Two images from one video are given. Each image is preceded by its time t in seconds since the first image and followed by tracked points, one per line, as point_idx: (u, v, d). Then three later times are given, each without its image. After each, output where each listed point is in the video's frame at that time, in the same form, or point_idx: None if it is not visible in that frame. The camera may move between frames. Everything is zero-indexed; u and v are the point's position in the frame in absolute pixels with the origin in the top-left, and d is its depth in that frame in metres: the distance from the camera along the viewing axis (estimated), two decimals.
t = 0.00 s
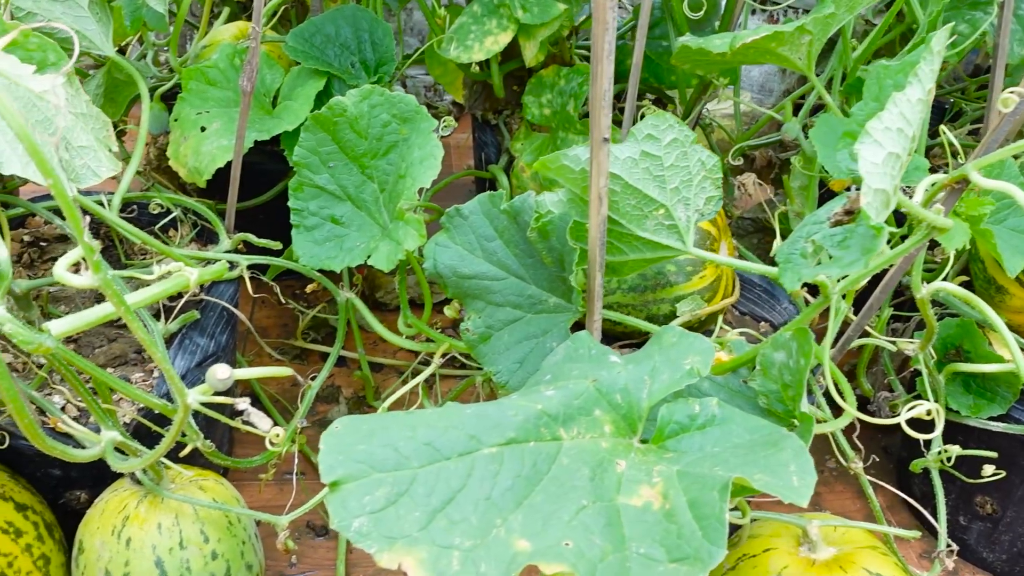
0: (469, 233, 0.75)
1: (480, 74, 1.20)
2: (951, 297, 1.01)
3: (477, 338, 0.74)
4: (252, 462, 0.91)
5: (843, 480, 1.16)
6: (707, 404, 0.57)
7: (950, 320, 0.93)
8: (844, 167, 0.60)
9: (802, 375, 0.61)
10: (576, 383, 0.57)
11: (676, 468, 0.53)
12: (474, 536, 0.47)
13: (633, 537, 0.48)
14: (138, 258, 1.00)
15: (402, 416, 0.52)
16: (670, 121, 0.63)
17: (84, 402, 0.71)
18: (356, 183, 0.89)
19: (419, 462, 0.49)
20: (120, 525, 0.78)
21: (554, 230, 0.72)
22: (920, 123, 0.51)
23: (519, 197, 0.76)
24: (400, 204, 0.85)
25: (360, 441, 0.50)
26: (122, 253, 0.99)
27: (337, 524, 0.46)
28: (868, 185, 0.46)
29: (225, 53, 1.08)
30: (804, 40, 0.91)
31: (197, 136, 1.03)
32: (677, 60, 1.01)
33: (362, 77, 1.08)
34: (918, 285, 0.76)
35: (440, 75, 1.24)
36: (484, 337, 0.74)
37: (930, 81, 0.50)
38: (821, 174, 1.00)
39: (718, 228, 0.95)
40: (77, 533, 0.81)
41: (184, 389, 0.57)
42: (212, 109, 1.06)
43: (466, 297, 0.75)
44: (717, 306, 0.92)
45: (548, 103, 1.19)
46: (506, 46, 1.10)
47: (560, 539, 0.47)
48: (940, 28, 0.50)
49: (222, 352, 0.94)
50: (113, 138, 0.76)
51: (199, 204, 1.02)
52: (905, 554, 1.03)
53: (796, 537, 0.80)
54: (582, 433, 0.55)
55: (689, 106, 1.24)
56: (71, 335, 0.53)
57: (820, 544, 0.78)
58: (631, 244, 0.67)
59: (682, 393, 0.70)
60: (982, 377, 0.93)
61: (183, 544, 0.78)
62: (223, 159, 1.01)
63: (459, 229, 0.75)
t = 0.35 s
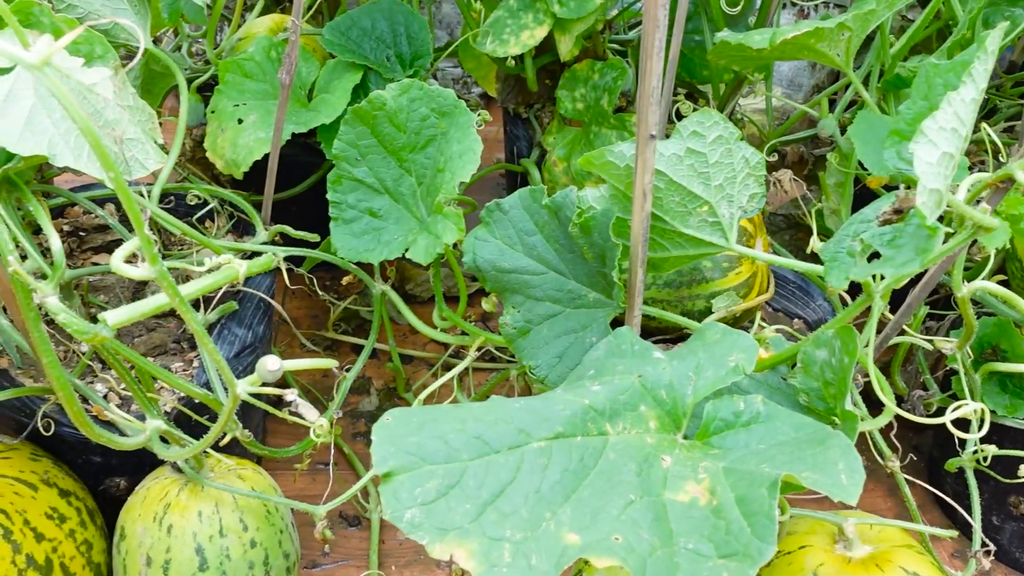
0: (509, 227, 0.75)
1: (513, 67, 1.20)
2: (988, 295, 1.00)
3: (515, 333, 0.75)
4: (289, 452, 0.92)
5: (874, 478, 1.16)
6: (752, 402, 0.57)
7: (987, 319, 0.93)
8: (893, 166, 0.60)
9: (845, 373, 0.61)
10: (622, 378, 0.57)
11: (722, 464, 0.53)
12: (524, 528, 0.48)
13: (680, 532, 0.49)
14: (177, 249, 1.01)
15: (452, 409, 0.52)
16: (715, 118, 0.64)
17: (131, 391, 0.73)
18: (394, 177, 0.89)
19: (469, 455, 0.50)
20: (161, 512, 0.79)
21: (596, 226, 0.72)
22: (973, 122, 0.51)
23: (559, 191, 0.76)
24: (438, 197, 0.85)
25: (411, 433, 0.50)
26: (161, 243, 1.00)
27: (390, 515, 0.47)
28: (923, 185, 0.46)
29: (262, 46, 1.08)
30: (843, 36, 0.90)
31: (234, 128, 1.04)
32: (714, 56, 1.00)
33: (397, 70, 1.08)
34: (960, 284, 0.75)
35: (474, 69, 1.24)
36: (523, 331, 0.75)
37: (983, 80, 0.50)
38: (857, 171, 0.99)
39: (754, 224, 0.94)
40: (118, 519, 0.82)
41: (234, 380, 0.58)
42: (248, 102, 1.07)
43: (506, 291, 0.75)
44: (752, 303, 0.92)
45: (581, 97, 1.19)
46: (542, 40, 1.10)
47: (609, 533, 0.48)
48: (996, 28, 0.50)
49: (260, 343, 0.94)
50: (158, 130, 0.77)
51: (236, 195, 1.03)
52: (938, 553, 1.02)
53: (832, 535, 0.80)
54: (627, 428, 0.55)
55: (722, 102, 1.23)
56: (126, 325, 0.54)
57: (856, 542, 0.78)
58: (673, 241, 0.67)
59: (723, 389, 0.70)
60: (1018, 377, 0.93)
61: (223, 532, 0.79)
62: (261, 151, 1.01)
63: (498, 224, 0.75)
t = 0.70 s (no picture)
0: (551, 221, 0.75)
1: (549, 58, 1.20)
2: None
3: (557, 326, 0.75)
4: (326, 442, 0.93)
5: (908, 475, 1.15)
6: (802, 400, 0.57)
7: None
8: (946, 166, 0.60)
9: (894, 373, 0.61)
10: (671, 375, 0.58)
11: (773, 462, 0.53)
12: (578, 524, 0.48)
13: (733, 530, 0.49)
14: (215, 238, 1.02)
15: (504, 404, 0.52)
16: (765, 114, 0.64)
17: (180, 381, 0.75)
18: (434, 169, 0.89)
19: (522, 451, 0.50)
20: (203, 500, 0.80)
21: (642, 222, 0.71)
22: None
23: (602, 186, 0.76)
24: (479, 190, 0.86)
25: (464, 428, 0.50)
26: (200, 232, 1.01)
27: (445, 509, 0.47)
28: (986, 186, 0.46)
29: (299, 36, 1.09)
30: (888, 30, 0.89)
31: (272, 118, 1.04)
32: (755, 49, 1.00)
33: (434, 61, 1.08)
34: (1007, 283, 0.74)
35: (509, 60, 1.23)
36: (564, 324, 0.75)
37: None
38: (897, 167, 0.99)
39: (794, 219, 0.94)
40: (160, 506, 0.83)
41: (286, 371, 0.58)
42: (286, 92, 1.07)
43: (548, 285, 0.75)
44: (791, 299, 0.92)
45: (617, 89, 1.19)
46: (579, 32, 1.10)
47: (663, 531, 0.48)
48: None
49: (298, 333, 0.95)
50: (204, 122, 0.77)
51: (274, 185, 1.04)
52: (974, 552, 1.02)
53: (871, 533, 0.80)
54: (677, 425, 0.55)
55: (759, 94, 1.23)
56: (182, 318, 0.55)
57: (896, 540, 0.78)
58: (719, 237, 0.67)
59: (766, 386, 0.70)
60: None
61: (264, 521, 0.79)
62: (299, 142, 1.02)
63: (541, 218, 0.75)
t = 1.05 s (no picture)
0: (597, 217, 0.75)
1: (590, 50, 1.19)
2: None
3: (602, 323, 0.74)
4: (367, 434, 0.93)
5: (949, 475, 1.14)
6: (859, 403, 0.56)
7: None
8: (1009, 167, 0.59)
9: (951, 377, 0.60)
10: (726, 376, 0.57)
11: (831, 467, 0.52)
12: (635, 527, 0.48)
13: (791, 535, 0.48)
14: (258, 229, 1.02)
15: (559, 404, 0.52)
16: (821, 111, 0.63)
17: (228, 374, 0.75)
18: (477, 162, 0.89)
19: (578, 452, 0.50)
20: (248, 491, 0.80)
21: (693, 219, 0.70)
22: None
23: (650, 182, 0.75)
24: (524, 184, 0.85)
25: (520, 428, 0.50)
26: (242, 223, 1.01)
27: (501, 509, 0.47)
28: None
29: (340, 27, 1.09)
30: (939, 24, 0.88)
31: (314, 110, 1.04)
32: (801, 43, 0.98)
33: (476, 53, 1.08)
34: None
35: (549, 51, 1.22)
36: (609, 321, 0.74)
37: None
38: (946, 164, 0.97)
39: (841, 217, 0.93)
40: (205, 496, 0.84)
41: (337, 367, 0.58)
42: (328, 83, 1.07)
43: (594, 281, 0.75)
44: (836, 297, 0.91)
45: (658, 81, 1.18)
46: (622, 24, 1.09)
47: (723, 535, 0.48)
48: None
49: (340, 325, 0.95)
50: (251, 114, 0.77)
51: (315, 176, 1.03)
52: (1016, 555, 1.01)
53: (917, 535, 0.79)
54: (732, 427, 0.54)
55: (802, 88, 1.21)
56: (236, 313, 0.55)
57: (943, 543, 0.77)
58: (771, 236, 0.66)
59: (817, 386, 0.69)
60: None
61: (308, 513, 0.80)
62: (341, 134, 1.02)
63: (587, 213, 0.75)
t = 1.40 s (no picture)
0: (652, 217, 0.74)
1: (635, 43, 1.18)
2: None
3: (656, 323, 0.74)
4: (414, 429, 0.93)
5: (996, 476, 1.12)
6: (929, 413, 0.56)
7: None
8: None
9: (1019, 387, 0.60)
10: (792, 384, 0.56)
11: (902, 478, 0.51)
12: (707, 538, 0.48)
13: (864, 548, 0.48)
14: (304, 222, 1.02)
15: (627, 412, 0.52)
16: (889, 115, 0.62)
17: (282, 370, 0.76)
18: (528, 158, 0.88)
19: (649, 461, 0.50)
20: (299, 486, 0.80)
21: (754, 221, 0.70)
22: None
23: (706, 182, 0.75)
24: (576, 182, 0.85)
25: (590, 436, 0.50)
26: (289, 215, 1.01)
27: (573, 519, 0.47)
28: None
29: (387, 20, 1.09)
30: (999, 21, 0.86)
31: (361, 104, 1.04)
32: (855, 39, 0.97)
33: (522, 47, 1.07)
34: None
35: (593, 44, 1.21)
36: (663, 322, 0.74)
37: None
38: (1001, 163, 0.95)
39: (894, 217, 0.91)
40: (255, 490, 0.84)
41: (399, 368, 0.58)
42: (374, 76, 1.07)
43: (649, 281, 0.74)
44: (888, 297, 0.90)
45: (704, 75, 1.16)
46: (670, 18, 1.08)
47: (796, 547, 0.47)
48: None
49: (387, 320, 0.96)
50: (303, 110, 0.77)
51: (360, 170, 1.03)
52: None
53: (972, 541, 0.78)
54: (800, 436, 0.54)
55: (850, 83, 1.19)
56: (303, 314, 0.55)
57: (999, 550, 0.76)
58: (833, 240, 0.65)
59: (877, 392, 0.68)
60: None
61: (358, 508, 0.80)
62: (388, 128, 1.01)
63: (641, 212, 0.74)
